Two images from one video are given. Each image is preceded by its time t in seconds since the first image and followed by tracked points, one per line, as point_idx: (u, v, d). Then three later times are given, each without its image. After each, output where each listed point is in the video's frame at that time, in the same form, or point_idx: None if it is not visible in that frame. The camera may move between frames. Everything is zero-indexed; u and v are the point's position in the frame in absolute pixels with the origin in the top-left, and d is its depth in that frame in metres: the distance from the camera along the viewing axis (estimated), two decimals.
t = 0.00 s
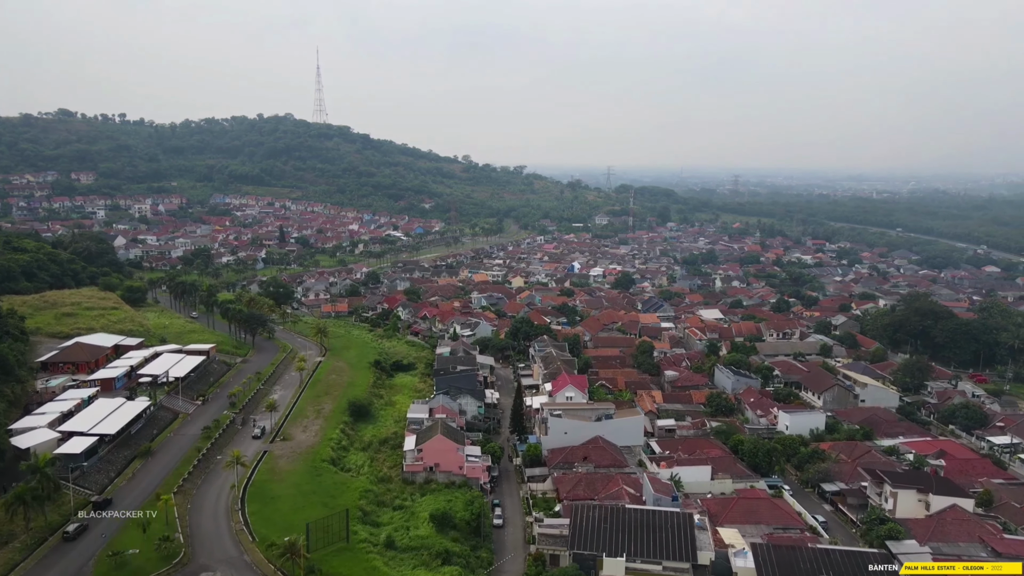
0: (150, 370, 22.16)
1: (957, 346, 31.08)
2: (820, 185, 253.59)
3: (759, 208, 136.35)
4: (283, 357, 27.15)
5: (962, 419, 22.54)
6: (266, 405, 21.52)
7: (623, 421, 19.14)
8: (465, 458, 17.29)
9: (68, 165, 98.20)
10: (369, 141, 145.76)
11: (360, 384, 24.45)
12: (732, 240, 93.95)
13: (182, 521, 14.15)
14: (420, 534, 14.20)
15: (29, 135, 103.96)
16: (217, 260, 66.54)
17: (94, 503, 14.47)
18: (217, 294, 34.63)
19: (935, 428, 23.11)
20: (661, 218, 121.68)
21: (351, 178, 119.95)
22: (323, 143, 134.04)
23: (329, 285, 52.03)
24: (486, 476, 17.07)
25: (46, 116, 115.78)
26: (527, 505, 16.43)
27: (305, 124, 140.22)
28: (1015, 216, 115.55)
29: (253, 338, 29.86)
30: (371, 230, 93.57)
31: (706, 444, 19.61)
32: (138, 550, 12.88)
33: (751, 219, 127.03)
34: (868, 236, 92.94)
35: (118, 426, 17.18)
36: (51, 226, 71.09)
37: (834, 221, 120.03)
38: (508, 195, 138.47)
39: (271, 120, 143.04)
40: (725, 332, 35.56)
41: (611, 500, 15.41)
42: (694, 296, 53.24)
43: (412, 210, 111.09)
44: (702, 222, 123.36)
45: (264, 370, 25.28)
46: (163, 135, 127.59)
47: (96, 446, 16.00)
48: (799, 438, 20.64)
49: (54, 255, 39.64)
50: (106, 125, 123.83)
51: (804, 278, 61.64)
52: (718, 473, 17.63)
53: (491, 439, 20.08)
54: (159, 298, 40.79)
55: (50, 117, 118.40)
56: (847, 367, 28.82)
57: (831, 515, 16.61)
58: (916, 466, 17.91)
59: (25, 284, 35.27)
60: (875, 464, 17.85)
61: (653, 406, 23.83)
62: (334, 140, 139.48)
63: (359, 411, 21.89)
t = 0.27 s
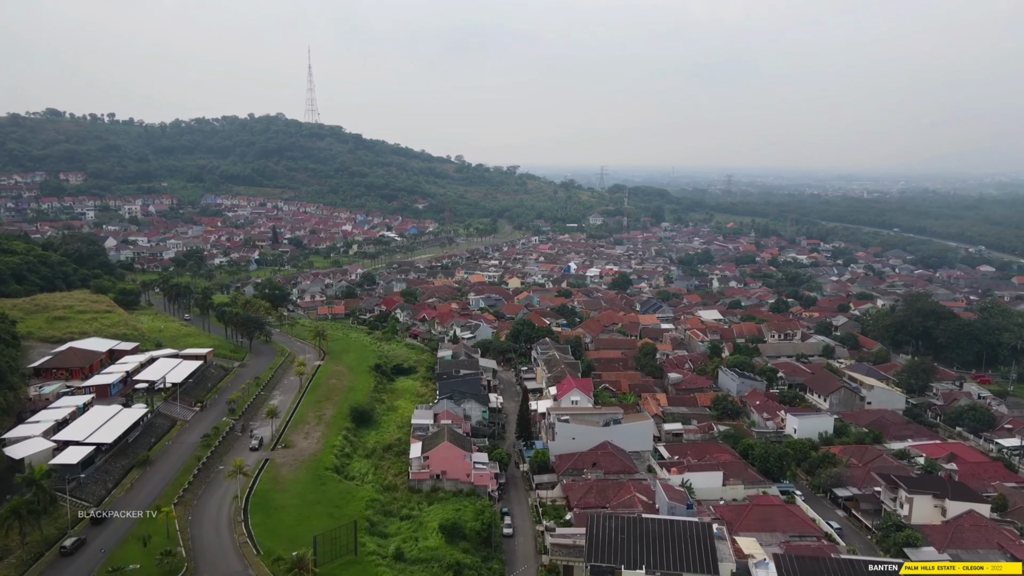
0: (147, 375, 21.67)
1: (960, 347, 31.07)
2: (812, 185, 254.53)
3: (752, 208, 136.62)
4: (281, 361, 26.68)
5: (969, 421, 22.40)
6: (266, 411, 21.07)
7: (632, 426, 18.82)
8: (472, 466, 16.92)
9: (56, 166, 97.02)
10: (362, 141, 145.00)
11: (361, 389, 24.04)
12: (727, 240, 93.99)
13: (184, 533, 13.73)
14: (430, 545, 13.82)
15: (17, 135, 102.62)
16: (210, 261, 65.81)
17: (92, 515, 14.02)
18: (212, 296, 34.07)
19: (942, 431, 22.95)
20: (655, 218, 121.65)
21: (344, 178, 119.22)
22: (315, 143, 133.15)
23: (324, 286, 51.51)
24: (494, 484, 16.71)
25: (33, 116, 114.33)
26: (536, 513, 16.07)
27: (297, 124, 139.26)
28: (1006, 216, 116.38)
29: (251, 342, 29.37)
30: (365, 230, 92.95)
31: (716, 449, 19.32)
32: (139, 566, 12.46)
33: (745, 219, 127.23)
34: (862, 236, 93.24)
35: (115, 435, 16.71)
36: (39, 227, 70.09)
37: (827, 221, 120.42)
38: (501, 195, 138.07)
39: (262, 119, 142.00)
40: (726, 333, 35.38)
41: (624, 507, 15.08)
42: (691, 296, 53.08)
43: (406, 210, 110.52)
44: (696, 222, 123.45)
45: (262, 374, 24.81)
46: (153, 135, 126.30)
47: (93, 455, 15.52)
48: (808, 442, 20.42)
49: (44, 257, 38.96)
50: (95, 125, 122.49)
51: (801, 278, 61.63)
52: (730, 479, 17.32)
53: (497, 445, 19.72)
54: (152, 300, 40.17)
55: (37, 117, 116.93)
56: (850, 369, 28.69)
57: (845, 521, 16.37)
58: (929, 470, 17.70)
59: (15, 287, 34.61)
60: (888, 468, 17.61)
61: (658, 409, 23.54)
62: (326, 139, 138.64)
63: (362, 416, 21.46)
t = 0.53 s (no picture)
0: (143, 382, 21.14)
1: (962, 348, 31.05)
2: (803, 185, 254.82)
3: (745, 208, 136.86)
4: (279, 366, 26.17)
5: (978, 424, 22.24)
6: (266, 418, 20.59)
7: (641, 432, 18.49)
8: (480, 474, 16.53)
9: (44, 166, 95.72)
10: (354, 141, 144.15)
11: (362, 394, 23.59)
12: (721, 240, 94.02)
13: (186, 547, 13.27)
14: (440, 557, 13.42)
15: (3, 135, 101.16)
16: (202, 263, 65.03)
17: (89, 529, 13.54)
18: (207, 299, 33.47)
19: (950, 434, 22.78)
20: (649, 218, 121.58)
21: (337, 178, 118.47)
22: (307, 143, 132.20)
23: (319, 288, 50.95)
24: (502, 492, 16.32)
25: (20, 116, 112.76)
26: (546, 522, 15.70)
27: (289, 124, 138.23)
28: (996, 216, 117.24)
29: (247, 346, 28.84)
30: (358, 231, 92.29)
31: (725, 454, 19.02)
32: None
33: (738, 219, 127.50)
34: (856, 236, 93.52)
35: (112, 444, 16.20)
36: (27, 228, 69.00)
37: (820, 221, 120.77)
38: (494, 196, 137.59)
39: (253, 119, 140.85)
40: (727, 335, 35.16)
41: (638, 517, 14.74)
42: (689, 297, 52.88)
43: (399, 211, 109.89)
44: (690, 222, 123.51)
45: (260, 380, 24.33)
46: (142, 135, 124.98)
47: (89, 466, 15.02)
48: (817, 446, 20.18)
49: (34, 259, 38.22)
50: (83, 125, 121.02)
51: (797, 278, 61.64)
52: (741, 485, 17.03)
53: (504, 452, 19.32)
54: (144, 303, 39.50)
55: (24, 117, 115.33)
56: (854, 371, 28.55)
57: (859, 528, 16.12)
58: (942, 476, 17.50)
59: (4, 291, 33.89)
60: (900, 474, 17.40)
61: (664, 413, 23.24)
62: (318, 140, 137.70)
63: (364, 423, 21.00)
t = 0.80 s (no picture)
0: (139, 387, 20.64)
1: (964, 348, 31.02)
2: (795, 185, 255.57)
3: (738, 208, 137.12)
4: (277, 370, 25.70)
5: (985, 425, 22.12)
6: (266, 425, 20.14)
7: (650, 436, 18.20)
8: (489, 481, 16.18)
9: (32, 167, 94.47)
10: (346, 141, 143.34)
11: (363, 399, 23.18)
12: (716, 240, 94.07)
13: (188, 560, 12.86)
14: (451, 569, 13.07)
15: None
16: (194, 264, 64.30)
17: (88, 543, 13.09)
18: (202, 302, 32.94)
19: (957, 435, 22.64)
20: (643, 218, 121.54)
21: (329, 179, 117.66)
22: (298, 143, 131.28)
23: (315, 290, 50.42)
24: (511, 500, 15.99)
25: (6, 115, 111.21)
26: (557, 531, 15.38)
27: (280, 124, 137.24)
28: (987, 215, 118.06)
29: (244, 350, 28.35)
30: (352, 232, 91.65)
31: (736, 458, 18.74)
32: None
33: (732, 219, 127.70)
34: (849, 236, 93.82)
35: (109, 453, 15.73)
36: (14, 230, 67.95)
37: (813, 221, 121.18)
38: (488, 196, 137.18)
39: (244, 119, 139.74)
40: (728, 336, 34.94)
41: (652, 525, 14.44)
42: (687, 297, 52.72)
43: (392, 211, 109.27)
44: (684, 222, 123.56)
45: (259, 384, 23.85)
46: (132, 135, 123.70)
47: (85, 477, 14.54)
48: (827, 450, 19.96)
49: (24, 261, 37.52)
50: (71, 125, 119.60)
51: (794, 278, 61.66)
52: (753, 491, 16.75)
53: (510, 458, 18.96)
54: (137, 306, 38.89)
55: (11, 116, 113.80)
56: (858, 372, 28.41)
57: (874, 535, 15.87)
58: (954, 480, 17.32)
59: None
60: (913, 478, 17.18)
61: (670, 417, 22.98)
62: (310, 140, 136.81)
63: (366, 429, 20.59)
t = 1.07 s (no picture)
0: (135, 393, 20.12)
1: (966, 348, 30.97)
2: (787, 185, 255.96)
3: (731, 208, 137.31)
4: (275, 374, 25.25)
5: (993, 427, 21.99)
6: (267, 431, 19.69)
7: (661, 442, 17.87)
8: (499, 489, 15.81)
9: (19, 167, 93.14)
10: (338, 141, 142.47)
11: (364, 404, 22.76)
12: (710, 240, 94.12)
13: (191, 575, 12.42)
14: None
15: None
16: (185, 265, 63.49)
17: (86, 557, 12.65)
18: (197, 304, 32.36)
19: (965, 437, 22.49)
20: (637, 218, 121.48)
21: (322, 179, 116.84)
22: (290, 143, 130.33)
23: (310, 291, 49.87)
24: (522, 509, 15.65)
25: None
26: (568, 539, 15.06)
27: (271, 124, 136.21)
28: (979, 214, 118.77)
29: (241, 354, 27.85)
30: (345, 232, 90.97)
31: (746, 463, 18.47)
32: None
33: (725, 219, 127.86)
34: (843, 235, 94.07)
35: (106, 463, 15.24)
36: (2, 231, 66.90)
37: (806, 220, 121.52)
38: (481, 196, 136.75)
39: (235, 119, 138.61)
40: (729, 337, 34.73)
41: (667, 534, 14.11)
42: (685, 298, 52.50)
43: (385, 212, 108.66)
44: (678, 222, 123.62)
45: (257, 389, 23.40)
46: (121, 135, 122.36)
47: (81, 488, 14.05)
48: (837, 454, 19.73)
49: (14, 263, 36.82)
50: (59, 124, 118.09)
51: (790, 278, 61.63)
52: (768, 496, 16.46)
53: (518, 464, 18.59)
54: (130, 309, 38.24)
55: None
56: (862, 373, 28.28)
57: (889, 541, 15.62)
58: (967, 485, 17.14)
59: None
60: (926, 483, 16.98)
61: (676, 420, 22.69)
62: (301, 140, 135.87)
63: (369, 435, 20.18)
